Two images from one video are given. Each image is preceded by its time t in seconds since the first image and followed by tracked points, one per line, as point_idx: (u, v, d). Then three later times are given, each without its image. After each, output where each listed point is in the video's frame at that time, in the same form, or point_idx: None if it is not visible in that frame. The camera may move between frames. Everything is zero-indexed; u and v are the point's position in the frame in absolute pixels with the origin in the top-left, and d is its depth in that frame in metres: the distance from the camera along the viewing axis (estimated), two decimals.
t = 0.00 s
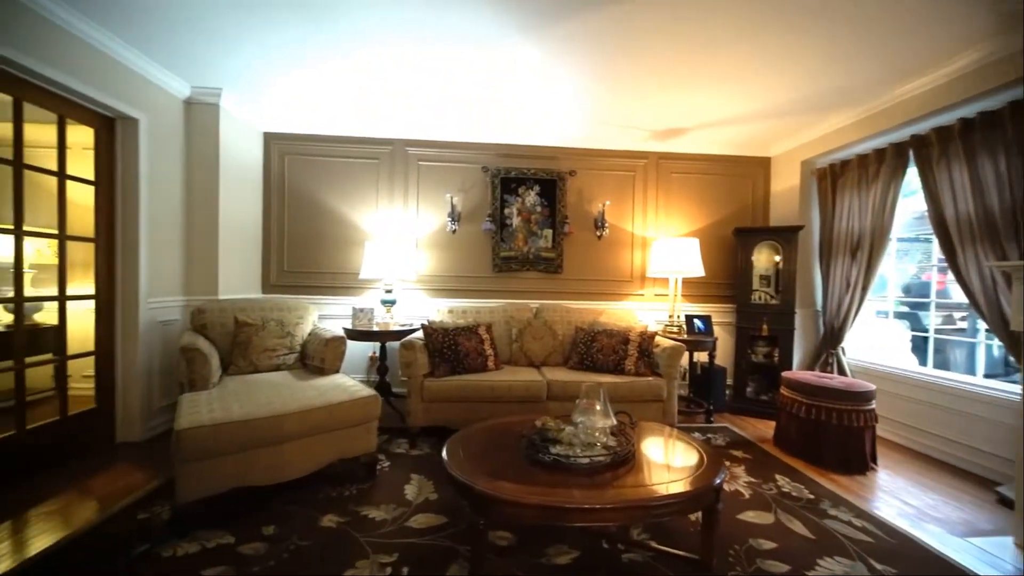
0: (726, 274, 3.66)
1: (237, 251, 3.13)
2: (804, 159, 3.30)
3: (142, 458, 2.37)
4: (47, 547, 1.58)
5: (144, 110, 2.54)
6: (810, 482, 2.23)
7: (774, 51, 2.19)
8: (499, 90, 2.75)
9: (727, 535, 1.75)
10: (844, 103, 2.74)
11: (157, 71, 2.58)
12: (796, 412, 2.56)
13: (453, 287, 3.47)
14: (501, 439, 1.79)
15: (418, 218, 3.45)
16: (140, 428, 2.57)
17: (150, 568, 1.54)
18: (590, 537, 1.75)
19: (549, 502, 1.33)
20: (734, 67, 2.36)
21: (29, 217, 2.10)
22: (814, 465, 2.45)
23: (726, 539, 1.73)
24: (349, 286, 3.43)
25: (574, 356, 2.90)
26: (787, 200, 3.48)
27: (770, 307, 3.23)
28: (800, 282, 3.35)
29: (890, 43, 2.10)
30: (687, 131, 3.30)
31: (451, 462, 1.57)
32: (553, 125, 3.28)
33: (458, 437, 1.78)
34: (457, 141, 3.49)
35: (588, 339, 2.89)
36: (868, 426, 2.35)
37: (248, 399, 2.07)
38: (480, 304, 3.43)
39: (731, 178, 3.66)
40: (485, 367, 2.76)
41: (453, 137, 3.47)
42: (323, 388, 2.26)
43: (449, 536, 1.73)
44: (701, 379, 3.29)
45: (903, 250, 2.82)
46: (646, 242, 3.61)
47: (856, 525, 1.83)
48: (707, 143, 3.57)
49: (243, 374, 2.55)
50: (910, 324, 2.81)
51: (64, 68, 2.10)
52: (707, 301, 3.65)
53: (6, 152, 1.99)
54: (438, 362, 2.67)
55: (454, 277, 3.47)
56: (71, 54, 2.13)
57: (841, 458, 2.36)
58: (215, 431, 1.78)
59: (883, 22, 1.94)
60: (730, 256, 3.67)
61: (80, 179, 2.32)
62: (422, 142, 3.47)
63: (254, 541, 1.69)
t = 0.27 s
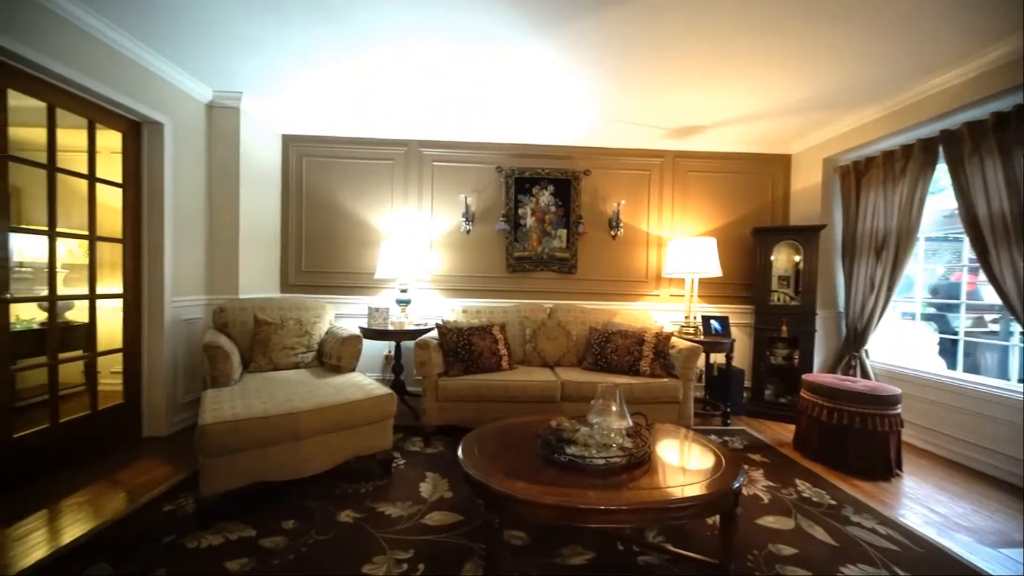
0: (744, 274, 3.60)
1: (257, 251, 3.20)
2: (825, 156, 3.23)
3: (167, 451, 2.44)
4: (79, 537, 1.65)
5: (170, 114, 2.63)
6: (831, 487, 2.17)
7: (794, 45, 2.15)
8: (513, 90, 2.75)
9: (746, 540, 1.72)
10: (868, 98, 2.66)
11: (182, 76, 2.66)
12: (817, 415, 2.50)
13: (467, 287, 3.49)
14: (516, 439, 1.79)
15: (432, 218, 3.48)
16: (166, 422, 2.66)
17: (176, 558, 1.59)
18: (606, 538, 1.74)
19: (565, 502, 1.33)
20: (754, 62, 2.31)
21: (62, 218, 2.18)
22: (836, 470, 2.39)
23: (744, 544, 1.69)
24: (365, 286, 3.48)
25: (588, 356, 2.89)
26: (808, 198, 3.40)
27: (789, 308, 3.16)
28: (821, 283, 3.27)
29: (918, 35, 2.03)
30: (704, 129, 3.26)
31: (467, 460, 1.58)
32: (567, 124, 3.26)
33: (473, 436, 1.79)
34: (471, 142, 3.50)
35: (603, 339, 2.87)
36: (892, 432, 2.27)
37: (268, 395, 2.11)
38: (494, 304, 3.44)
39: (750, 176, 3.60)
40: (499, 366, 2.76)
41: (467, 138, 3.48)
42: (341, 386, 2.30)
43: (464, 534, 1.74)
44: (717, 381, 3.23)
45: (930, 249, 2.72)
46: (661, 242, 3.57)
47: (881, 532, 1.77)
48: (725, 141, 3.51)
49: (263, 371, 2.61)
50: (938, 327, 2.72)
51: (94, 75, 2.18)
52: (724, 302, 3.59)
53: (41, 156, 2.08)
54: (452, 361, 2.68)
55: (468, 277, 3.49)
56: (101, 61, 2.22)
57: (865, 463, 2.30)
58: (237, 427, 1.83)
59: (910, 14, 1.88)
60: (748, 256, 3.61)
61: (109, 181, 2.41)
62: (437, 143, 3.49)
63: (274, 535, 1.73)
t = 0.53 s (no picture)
0: (763, 275, 3.52)
1: (276, 251, 3.28)
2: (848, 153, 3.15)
3: (191, 446, 2.52)
4: (108, 527, 1.71)
5: (195, 120, 2.71)
6: (854, 494, 2.11)
7: (815, 40, 2.10)
8: (527, 89, 2.75)
9: (765, 546, 1.68)
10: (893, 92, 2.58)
11: (204, 80, 2.73)
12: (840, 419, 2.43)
13: (481, 287, 3.50)
14: (531, 439, 1.79)
15: (447, 218, 3.51)
16: (189, 418, 2.74)
17: (200, 550, 1.63)
18: (621, 541, 1.73)
19: (581, 504, 1.32)
20: (775, 57, 2.26)
21: (94, 221, 2.27)
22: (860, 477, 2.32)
23: (763, 550, 1.66)
24: (380, 285, 3.52)
25: (603, 357, 2.87)
26: (830, 197, 3.31)
27: (810, 309, 3.09)
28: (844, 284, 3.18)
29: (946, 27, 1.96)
30: (721, 127, 3.21)
31: (482, 459, 1.59)
32: (580, 123, 3.25)
33: (488, 435, 1.80)
34: (485, 142, 3.51)
35: (618, 340, 2.85)
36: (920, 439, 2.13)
37: (288, 393, 2.16)
38: (507, 304, 3.44)
39: (769, 175, 3.52)
40: (512, 366, 2.76)
41: (482, 138, 3.50)
42: (358, 384, 2.34)
43: (479, 533, 1.75)
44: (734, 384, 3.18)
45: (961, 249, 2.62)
46: (677, 242, 3.52)
47: (908, 541, 1.72)
48: (744, 138, 3.45)
49: (282, 369, 2.66)
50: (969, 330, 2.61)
51: (123, 81, 2.25)
52: (742, 303, 3.52)
53: (74, 161, 2.16)
54: (467, 360, 2.69)
55: (482, 277, 3.50)
56: (129, 68, 2.29)
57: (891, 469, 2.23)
58: (259, 423, 1.87)
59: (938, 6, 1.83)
60: (767, 256, 3.53)
61: (137, 185, 2.49)
62: (451, 144, 3.51)
63: (293, 529, 1.77)
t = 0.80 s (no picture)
0: (782, 275, 3.44)
1: (294, 251, 3.34)
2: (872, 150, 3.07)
3: (212, 442, 2.58)
4: (134, 520, 1.77)
5: (217, 124, 2.79)
6: (879, 501, 2.05)
7: (837, 35, 2.05)
8: (540, 89, 2.75)
9: (785, 553, 1.65)
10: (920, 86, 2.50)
11: (226, 85, 2.80)
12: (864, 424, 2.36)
13: (495, 287, 3.51)
14: (546, 439, 1.79)
15: (460, 219, 3.52)
16: (211, 414, 2.82)
17: (222, 543, 1.67)
18: (637, 544, 1.71)
19: (597, 506, 1.31)
20: (796, 52, 2.21)
21: (122, 223, 2.35)
22: (884, 484, 2.25)
23: (783, 556, 1.62)
24: (395, 285, 3.56)
25: (617, 358, 2.85)
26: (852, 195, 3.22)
27: (832, 310, 3.01)
28: (868, 284, 3.09)
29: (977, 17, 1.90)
30: (738, 124, 3.16)
31: (497, 459, 1.59)
32: (594, 121, 3.23)
33: (503, 436, 1.80)
34: (498, 142, 3.52)
35: (632, 341, 2.82)
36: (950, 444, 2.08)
37: (306, 391, 2.20)
38: (521, 304, 3.44)
39: (789, 173, 3.44)
40: (526, 366, 2.76)
41: (495, 138, 3.50)
42: (374, 383, 2.37)
43: (493, 533, 1.75)
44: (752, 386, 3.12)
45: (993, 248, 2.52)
46: (693, 242, 3.47)
47: (937, 551, 1.66)
48: (762, 135, 3.38)
49: (300, 368, 2.71)
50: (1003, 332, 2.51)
51: (150, 87, 2.32)
52: (760, 304, 3.45)
53: (104, 164, 2.24)
54: (481, 360, 2.70)
55: (495, 277, 3.51)
56: (155, 74, 2.36)
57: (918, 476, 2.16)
58: (278, 420, 1.91)
59: None
60: (786, 256, 3.45)
61: (163, 187, 2.57)
62: (465, 145, 3.53)
63: (311, 525, 1.80)
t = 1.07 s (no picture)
0: (804, 275, 3.36)
1: (312, 252, 3.41)
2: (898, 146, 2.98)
3: (234, 438, 2.65)
4: (160, 513, 1.82)
5: (238, 128, 2.86)
6: (907, 510, 1.98)
7: (861, 28, 1.99)
8: (555, 88, 2.74)
9: (807, 561, 1.60)
10: (951, 79, 2.40)
11: (247, 90, 2.87)
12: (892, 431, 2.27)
13: (509, 288, 3.51)
14: (561, 441, 1.78)
15: (474, 219, 3.54)
16: (233, 412, 2.89)
17: (244, 537, 1.71)
18: (653, 548, 1.69)
19: (615, 509, 1.30)
20: (820, 46, 2.14)
21: (149, 225, 2.44)
22: (913, 492, 2.16)
23: (806, 565, 1.58)
24: (409, 286, 3.59)
25: (632, 359, 2.82)
26: (878, 193, 3.12)
27: (856, 312, 2.92)
28: (894, 285, 2.99)
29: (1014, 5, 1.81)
30: (758, 121, 3.10)
31: (512, 461, 1.59)
32: (609, 120, 3.22)
33: (517, 437, 1.80)
34: (513, 142, 3.52)
35: (648, 342, 2.79)
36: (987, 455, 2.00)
37: (324, 390, 2.24)
38: (535, 304, 3.43)
39: (810, 170, 3.35)
40: (540, 367, 2.75)
41: (509, 139, 3.51)
42: (390, 382, 2.40)
43: (507, 534, 1.75)
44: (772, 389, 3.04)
45: None
46: (710, 242, 3.41)
47: (971, 565, 1.59)
48: (782, 132, 3.30)
49: (318, 366, 2.76)
50: None
51: (176, 93, 2.40)
52: (780, 305, 3.37)
53: (132, 169, 2.32)
54: (495, 360, 2.71)
55: (509, 278, 3.51)
56: (181, 81, 2.44)
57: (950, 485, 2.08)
58: (298, 418, 1.95)
59: None
60: (808, 255, 3.36)
61: (187, 190, 2.65)
62: (479, 146, 3.54)
63: (329, 522, 1.83)
